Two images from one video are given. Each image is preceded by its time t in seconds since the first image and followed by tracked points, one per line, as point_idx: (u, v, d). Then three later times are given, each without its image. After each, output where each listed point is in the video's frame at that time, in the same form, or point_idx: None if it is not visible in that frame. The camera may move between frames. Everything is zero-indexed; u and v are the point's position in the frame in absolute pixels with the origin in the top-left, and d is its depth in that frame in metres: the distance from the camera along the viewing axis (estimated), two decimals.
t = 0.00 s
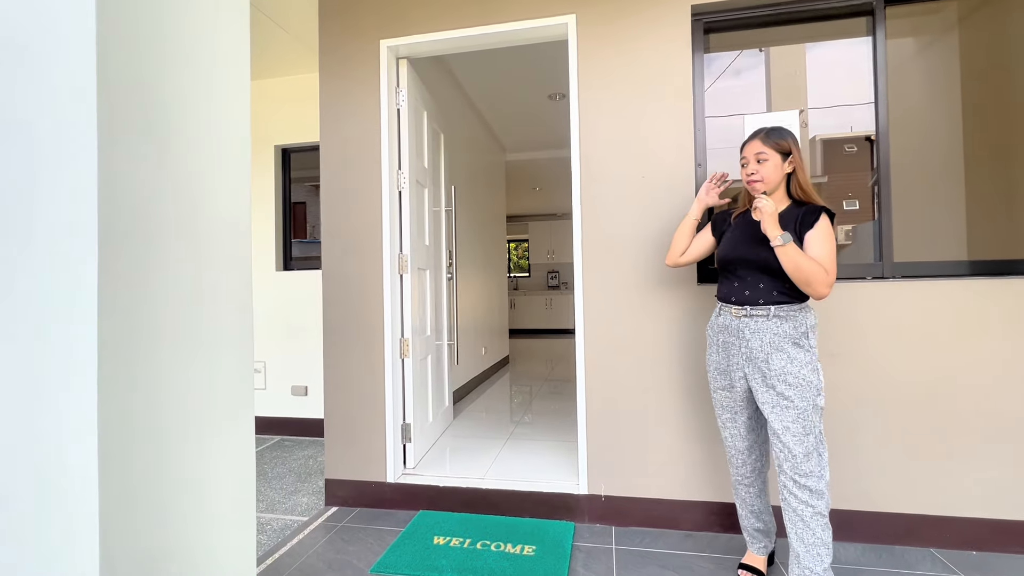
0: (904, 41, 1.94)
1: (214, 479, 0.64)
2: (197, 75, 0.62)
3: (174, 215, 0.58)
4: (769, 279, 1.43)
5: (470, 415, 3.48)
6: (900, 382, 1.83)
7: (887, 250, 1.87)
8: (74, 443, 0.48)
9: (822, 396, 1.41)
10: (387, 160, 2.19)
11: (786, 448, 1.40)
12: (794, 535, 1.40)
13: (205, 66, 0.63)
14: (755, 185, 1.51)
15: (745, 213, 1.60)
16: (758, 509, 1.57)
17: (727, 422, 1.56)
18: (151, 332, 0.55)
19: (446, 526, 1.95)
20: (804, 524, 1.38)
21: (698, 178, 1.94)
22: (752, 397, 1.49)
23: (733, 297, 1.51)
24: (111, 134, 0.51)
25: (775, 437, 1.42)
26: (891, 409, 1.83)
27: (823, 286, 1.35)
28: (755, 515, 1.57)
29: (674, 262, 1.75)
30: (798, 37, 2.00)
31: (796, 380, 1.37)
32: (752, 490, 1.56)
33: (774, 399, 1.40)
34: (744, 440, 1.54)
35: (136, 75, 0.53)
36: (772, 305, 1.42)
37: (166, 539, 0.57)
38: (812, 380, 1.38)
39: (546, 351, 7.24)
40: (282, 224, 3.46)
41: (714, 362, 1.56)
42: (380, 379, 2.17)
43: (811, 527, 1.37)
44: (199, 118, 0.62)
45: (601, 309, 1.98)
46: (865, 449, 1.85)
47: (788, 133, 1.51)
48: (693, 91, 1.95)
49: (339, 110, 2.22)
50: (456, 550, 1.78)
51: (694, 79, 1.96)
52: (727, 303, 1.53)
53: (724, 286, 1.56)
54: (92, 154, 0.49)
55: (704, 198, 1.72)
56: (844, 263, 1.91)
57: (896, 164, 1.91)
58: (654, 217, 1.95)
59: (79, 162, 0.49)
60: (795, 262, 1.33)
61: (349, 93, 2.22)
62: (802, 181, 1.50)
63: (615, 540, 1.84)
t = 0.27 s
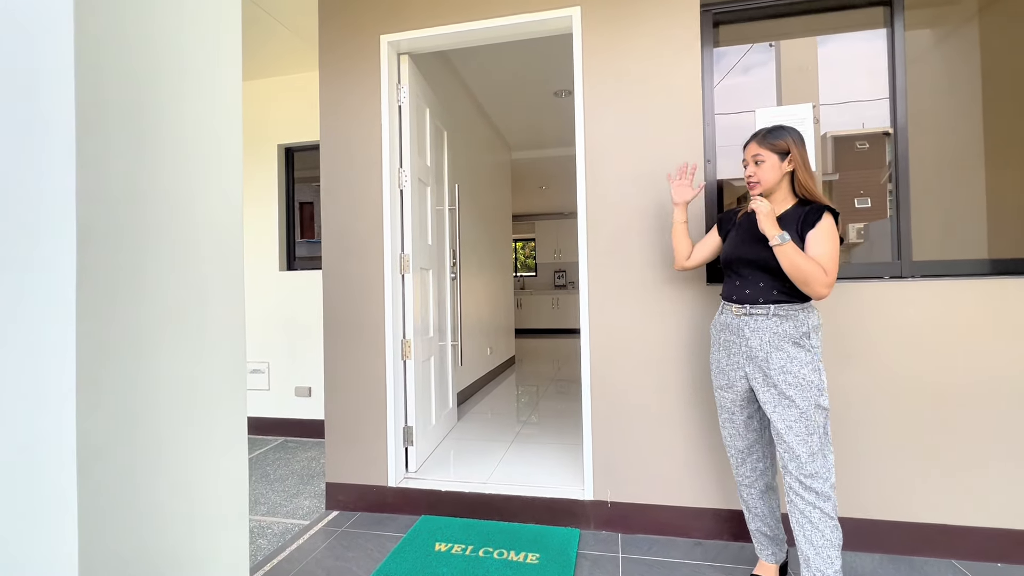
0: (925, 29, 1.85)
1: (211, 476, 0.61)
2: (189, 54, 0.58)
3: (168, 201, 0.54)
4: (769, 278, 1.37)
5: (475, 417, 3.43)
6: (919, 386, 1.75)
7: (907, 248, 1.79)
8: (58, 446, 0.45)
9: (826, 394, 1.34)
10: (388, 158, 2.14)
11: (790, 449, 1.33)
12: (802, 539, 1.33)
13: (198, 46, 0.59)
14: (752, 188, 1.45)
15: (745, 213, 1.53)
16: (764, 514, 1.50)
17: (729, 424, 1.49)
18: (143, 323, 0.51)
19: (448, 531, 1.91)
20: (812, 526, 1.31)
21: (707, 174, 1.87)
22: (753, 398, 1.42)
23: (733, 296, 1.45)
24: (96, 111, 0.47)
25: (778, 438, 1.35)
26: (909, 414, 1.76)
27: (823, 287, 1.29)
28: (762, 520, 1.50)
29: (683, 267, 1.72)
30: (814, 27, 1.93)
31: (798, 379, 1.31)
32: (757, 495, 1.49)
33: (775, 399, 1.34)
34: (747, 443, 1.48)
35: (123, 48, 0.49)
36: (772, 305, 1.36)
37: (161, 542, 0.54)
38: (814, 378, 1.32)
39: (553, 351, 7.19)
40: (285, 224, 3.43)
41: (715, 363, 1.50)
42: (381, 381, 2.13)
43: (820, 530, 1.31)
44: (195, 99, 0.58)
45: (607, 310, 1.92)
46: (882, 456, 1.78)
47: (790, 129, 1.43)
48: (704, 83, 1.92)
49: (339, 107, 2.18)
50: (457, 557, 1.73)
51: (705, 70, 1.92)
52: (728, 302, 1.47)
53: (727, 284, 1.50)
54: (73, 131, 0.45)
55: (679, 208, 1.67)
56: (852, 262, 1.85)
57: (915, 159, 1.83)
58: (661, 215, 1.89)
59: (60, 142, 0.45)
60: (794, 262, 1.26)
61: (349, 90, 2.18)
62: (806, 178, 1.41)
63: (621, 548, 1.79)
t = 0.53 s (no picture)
0: (940, 20, 1.78)
1: (201, 477, 0.60)
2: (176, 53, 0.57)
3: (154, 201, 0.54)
4: (781, 276, 1.32)
5: (478, 418, 3.40)
6: (933, 388, 1.70)
7: (921, 246, 1.74)
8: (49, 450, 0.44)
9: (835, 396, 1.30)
10: (388, 156, 2.12)
11: (798, 451, 1.29)
12: (805, 543, 1.28)
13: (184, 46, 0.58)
14: (764, 182, 1.39)
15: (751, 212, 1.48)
16: (764, 518, 1.45)
17: (733, 424, 1.44)
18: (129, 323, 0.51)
19: (449, 535, 1.88)
20: (816, 530, 1.27)
21: (714, 170, 1.82)
22: (760, 398, 1.37)
23: (744, 295, 1.39)
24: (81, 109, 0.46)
25: (786, 440, 1.30)
26: (923, 416, 1.71)
27: (838, 283, 1.24)
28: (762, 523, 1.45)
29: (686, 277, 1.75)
30: (822, 22, 1.87)
31: (809, 380, 1.27)
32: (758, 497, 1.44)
33: (785, 399, 1.29)
34: (750, 444, 1.42)
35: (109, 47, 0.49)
36: (785, 303, 1.31)
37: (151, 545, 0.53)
38: (824, 379, 1.28)
39: (558, 350, 7.15)
40: (288, 224, 3.42)
41: (720, 362, 1.44)
42: (382, 381, 2.10)
43: (825, 535, 1.26)
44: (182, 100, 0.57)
45: (611, 309, 1.88)
46: (895, 460, 1.73)
47: (792, 126, 1.41)
48: (710, 80, 1.82)
49: (339, 104, 2.16)
50: (458, 561, 1.70)
51: (712, 66, 1.83)
52: (738, 301, 1.41)
53: (735, 283, 1.44)
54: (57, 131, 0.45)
55: (641, 244, 1.67)
56: (863, 261, 1.79)
57: (929, 156, 1.77)
58: (666, 212, 1.85)
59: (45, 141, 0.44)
60: (809, 258, 1.22)
61: (349, 87, 2.15)
62: (812, 178, 1.39)
63: (625, 552, 1.75)
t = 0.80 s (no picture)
0: (952, 13, 1.74)
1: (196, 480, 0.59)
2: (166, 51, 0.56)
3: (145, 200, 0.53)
4: (796, 273, 1.29)
5: (482, 418, 3.38)
6: (945, 390, 1.66)
7: (932, 245, 1.70)
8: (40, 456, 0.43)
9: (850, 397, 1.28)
10: (390, 154, 2.10)
11: (814, 454, 1.25)
12: (819, 547, 1.25)
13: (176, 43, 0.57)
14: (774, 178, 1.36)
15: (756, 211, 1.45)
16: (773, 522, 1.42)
17: (744, 426, 1.40)
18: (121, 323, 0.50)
19: (452, 537, 1.86)
20: (831, 534, 1.24)
21: (721, 167, 1.78)
22: (774, 399, 1.34)
23: (756, 294, 1.35)
24: (71, 106, 0.45)
25: (802, 442, 1.27)
26: (936, 418, 1.67)
27: (852, 277, 1.22)
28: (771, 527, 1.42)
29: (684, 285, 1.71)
30: (830, 17, 1.83)
31: (827, 380, 1.24)
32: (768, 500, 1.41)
33: (802, 400, 1.26)
34: (762, 447, 1.39)
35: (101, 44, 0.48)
36: (801, 300, 1.28)
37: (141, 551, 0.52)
38: (841, 379, 1.25)
39: (563, 350, 7.11)
40: (292, 223, 3.41)
41: (731, 363, 1.40)
42: (384, 381, 2.08)
43: (840, 539, 1.23)
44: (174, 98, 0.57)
45: (615, 308, 1.85)
46: (907, 463, 1.69)
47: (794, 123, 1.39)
48: (716, 77, 1.80)
49: (341, 102, 2.14)
50: (461, 564, 1.67)
51: (718, 62, 1.80)
52: (750, 300, 1.37)
53: (745, 283, 1.40)
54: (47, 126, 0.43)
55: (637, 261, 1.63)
56: (873, 261, 1.76)
57: (941, 154, 1.73)
58: (671, 210, 1.82)
59: (34, 136, 0.42)
60: (824, 253, 1.19)
61: (351, 85, 2.14)
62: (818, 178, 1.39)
63: (630, 556, 1.72)
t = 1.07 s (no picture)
0: (959, 13, 1.73)
1: (198, 484, 0.58)
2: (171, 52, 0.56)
3: (151, 200, 0.52)
4: (806, 273, 1.28)
5: (484, 419, 3.36)
6: (952, 392, 1.65)
7: (938, 246, 1.68)
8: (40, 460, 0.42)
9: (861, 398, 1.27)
10: (393, 155, 2.09)
11: (826, 457, 1.24)
12: (832, 552, 1.24)
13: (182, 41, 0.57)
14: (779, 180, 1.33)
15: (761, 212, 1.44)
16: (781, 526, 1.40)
17: (754, 430, 1.39)
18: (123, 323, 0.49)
19: (454, 539, 1.84)
20: (844, 538, 1.22)
21: (725, 167, 1.77)
22: (784, 402, 1.32)
23: (766, 296, 1.33)
24: (74, 105, 0.44)
25: (813, 445, 1.26)
26: (942, 420, 1.65)
27: (862, 275, 1.22)
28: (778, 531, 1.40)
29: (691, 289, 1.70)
30: (836, 17, 1.81)
31: (839, 382, 1.23)
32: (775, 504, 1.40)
33: (813, 402, 1.24)
34: (772, 450, 1.37)
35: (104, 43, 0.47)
36: (812, 300, 1.27)
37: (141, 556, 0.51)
38: (853, 381, 1.24)
39: (565, 351, 7.09)
40: (294, 224, 3.40)
41: (739, 366, 1.38)
42: (386, 382, 2.07)
43: (853, 543, 1.22)
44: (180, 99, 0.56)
45: (618, 309, 1.84)
46: (914, 466, 1.68)
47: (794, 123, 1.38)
48: (721, 77, 1.78)
49: (344, 102, 2.13)
50: (463, 567, 1.66)
51: (723, 63, 1.78)
52: (760, 302, 1.34)
53: (754, 284, 1.38)
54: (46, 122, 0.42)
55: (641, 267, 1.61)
56: (877, 261, 1.74)
57: (945, 154, 1.71)
58: (674, 211, 1.81)
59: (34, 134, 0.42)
60: (834, 253, 1.18)
61: (353, 85, 2.13)
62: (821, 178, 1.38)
63: (633, 559, 1.71)
